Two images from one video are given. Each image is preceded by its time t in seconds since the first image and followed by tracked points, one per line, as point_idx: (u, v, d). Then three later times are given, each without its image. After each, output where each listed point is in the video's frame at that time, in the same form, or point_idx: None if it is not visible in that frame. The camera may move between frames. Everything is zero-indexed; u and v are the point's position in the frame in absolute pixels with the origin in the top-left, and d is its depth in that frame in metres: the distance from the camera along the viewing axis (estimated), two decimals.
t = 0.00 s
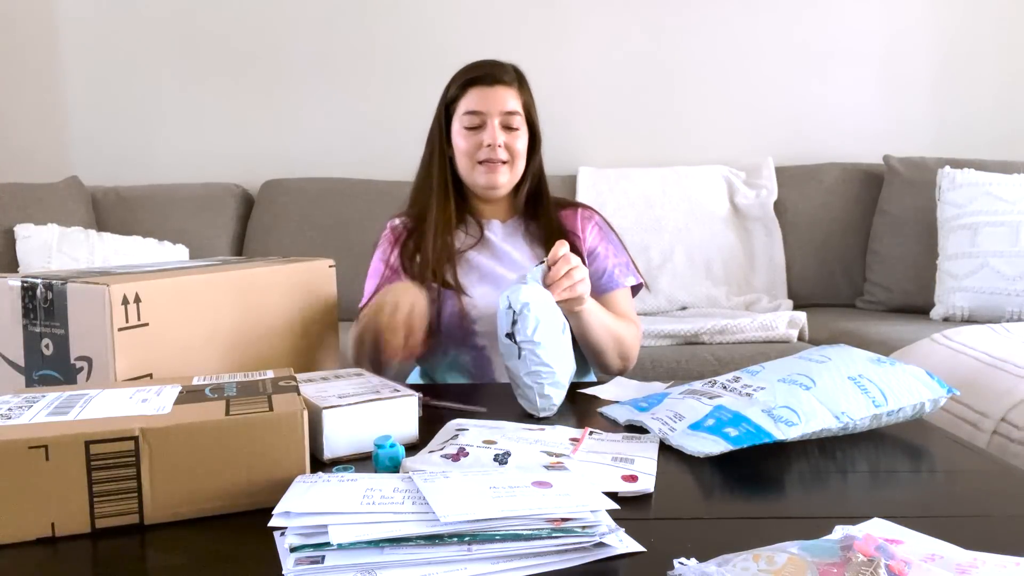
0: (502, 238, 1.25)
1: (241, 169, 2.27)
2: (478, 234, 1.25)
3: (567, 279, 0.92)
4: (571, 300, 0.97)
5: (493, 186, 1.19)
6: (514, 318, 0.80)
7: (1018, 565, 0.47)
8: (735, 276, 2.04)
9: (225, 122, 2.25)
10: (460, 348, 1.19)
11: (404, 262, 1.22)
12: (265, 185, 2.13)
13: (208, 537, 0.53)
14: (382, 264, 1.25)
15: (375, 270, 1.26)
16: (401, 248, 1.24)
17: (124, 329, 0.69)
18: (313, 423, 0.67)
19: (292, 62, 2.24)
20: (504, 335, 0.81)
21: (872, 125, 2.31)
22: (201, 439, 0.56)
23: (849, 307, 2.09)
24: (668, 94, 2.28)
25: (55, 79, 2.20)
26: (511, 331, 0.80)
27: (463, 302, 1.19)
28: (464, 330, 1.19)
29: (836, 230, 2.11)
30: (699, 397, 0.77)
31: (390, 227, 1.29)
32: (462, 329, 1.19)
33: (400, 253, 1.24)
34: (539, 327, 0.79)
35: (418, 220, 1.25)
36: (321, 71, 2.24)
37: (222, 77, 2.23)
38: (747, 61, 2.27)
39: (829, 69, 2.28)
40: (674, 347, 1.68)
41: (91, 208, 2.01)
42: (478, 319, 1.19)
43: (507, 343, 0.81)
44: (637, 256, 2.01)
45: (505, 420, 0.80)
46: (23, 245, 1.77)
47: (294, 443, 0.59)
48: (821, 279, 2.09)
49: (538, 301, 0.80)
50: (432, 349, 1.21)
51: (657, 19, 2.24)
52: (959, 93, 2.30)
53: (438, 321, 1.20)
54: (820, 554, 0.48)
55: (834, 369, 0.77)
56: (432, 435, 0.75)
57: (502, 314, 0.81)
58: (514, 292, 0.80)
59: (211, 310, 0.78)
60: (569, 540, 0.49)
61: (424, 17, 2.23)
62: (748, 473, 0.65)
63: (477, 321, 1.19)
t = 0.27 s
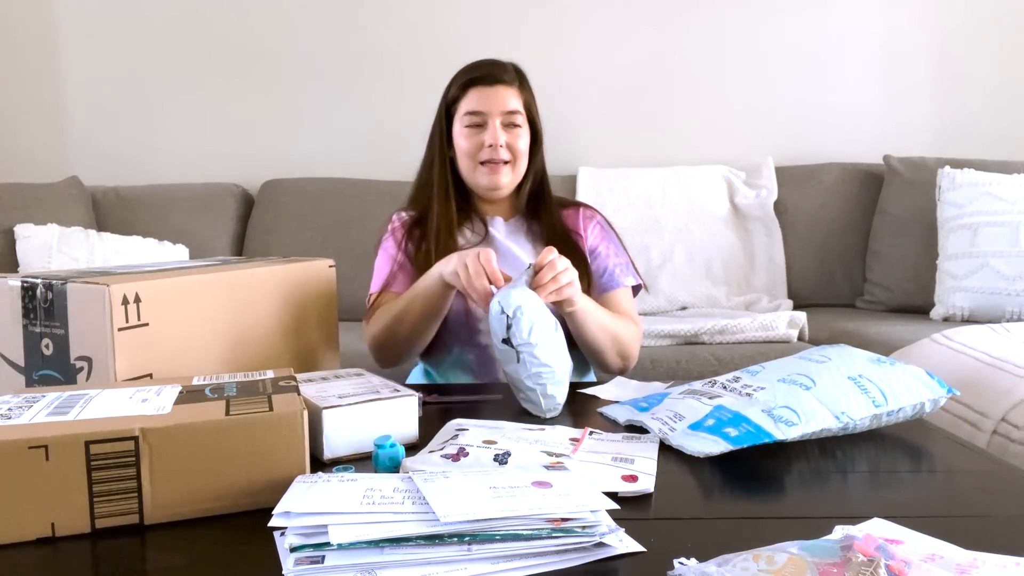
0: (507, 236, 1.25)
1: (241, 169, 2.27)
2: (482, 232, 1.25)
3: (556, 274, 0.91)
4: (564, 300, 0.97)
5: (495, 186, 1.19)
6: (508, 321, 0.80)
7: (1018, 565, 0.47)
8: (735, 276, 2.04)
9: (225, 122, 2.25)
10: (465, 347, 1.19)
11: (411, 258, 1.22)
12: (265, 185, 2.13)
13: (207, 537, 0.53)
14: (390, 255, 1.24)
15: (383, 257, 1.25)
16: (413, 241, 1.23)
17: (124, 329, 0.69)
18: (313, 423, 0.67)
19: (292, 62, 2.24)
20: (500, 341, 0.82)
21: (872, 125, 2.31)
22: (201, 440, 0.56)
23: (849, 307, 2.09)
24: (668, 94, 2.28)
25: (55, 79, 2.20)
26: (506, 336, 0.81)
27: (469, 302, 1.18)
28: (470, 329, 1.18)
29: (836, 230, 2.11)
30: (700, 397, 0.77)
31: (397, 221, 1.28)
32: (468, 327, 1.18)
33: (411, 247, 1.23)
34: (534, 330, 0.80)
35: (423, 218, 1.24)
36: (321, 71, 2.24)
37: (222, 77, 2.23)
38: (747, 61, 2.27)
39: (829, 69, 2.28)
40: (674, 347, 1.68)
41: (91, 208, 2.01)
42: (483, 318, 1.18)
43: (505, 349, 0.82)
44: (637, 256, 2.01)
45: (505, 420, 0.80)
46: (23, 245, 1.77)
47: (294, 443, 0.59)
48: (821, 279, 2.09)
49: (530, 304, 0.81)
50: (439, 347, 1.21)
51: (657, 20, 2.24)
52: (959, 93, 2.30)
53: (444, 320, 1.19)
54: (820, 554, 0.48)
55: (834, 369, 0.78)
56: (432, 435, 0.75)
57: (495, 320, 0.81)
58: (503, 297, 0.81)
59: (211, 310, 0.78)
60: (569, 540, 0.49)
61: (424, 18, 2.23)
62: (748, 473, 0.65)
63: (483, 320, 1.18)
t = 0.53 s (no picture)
0: (508, 235, 1.26)
1: (241, 169, 2.27)
2: (484, 231, 1.26)
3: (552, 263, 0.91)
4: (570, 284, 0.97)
5: (495, 187, 1.20)
6: (519, 322, 0.80)
7: (1018, 565, 0.47)
8: (735, 276, 2.04)
9: (225, 122, 2.25)
10: (465, 345, 1.19)
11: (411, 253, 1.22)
12: (265, 185, 2.13)
13: (207, 537, 0.53)
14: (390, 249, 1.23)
15: (383, 249, 1.25)
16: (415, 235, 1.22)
17: (124, 329, 0.69)
18: (312, 422, 0.67)
19: (291, 62, 2.24)
20: (510, 340, 0.81)
21: (872, 125, 2.31)
22: (201, 440, 0.56)
23: (849, 307, 2.09)
24: (668, 94, 2.28)
25: (55, 79, 2.20)
26: (517, 335, 0.81)
27: (467, 301, 1.18)
28: (469, 327, 1.18)
29: (836, 230, 2.11)
30: (699, 397, 0.77)
31: (399, 217, 1.28)
32: (467, 326, 1.18)
33: (412, 241, 1.22)
34: (544, 332, 0.80)
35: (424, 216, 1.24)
36: (321, 71, 2.24)
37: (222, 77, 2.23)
38: (747, 60, 2.27)
39: (829, 69, 2.28)
40: (674, 347, 1.68)
41: (92, 208, 2.01)
42: (482, 315, 1.18)
43: (514, 349, 0.81)
44: (637, 256, 2.01)
45: (505, 421, 0.80)
46: (23, 245, 1.77)
47: (295, 443, 0.59)
48: (821, 279, 2.09)
49: (541, 304, 0.81)
50: (438, 345, 1.20)
51: (657, 19, 2.24)
52: (959, 93, 2.30)
53: (443, 317, 1.19)
54: (820, 555, 0.48)
55: (834, 369, 0.77)
56: (432, 435, 0.75)
57: (505, 320, 0.81)
58: (515, 297, 0.80)
59: (211, 310, 0.78)
60: (569, 540, 0.49)
61: (424, 18, 2.23)
62: (749, 473, 0.65)
63: (482, 318, 1.18)
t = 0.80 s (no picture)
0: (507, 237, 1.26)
1: (241, 169, 2.27)
2: (484, 232, 1.25)
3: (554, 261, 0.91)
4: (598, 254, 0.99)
5: (496, 186, 1.20)
6: (550, 313, 0.83)
7: (1018, 565, 0.47)
8: (735, 276, 2.04)
9: (225, 122, 2.25)
10: (465, 348, 1.18)
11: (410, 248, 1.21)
12: (265, 185, 2.13)
13: (207, 538, 0.53)
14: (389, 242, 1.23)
15: (381, 241, 1.25)
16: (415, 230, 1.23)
17: (124, 330, 0.69)
18: (312, 422, 0.67)
19: (291, 62, 2.24)
20: (532, 328, 0.83)
21: (872, 125, 2.31)
22: (200, 440, 0.56)
23: (849, 307, 2.09)
24: (668, 94, 2.28)
25: (55, 79, 2.20)
26: (542, 324, 0.83)
27: (467, 303, 1.18)
28: (468, 329, 1.19)
29: (836, 230, 2.11)
30: (699, 397, 0.77)
31: (400, 213, 1.28)
32: (467, 329, 1.19)
33: (411, 236, 1.22)
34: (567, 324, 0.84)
35: (424, 214, 1.24)
36: (321, 71, 2.24)
37: (222, 77, 2.23)
38: (747, 61, 2.27)
39: (829, 69, 2.28)
40: (674, 347, 1.68)
41: (92, 208, 2.01)
42: (481, 317, 1.19)
43: (536, 337, 0.83)
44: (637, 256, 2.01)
45: (505, 420, 0.80)
46: (23, 245, 1.77)
47: (295, 443, 0.59)
48: (821, 279, 2.09)
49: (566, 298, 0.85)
50: (438, 348, 1.20)
51: (657, 20, 2.24)
52: (960, 93, 2.30)
53: (441, 318, 1.19)
54: (821, 554, 0.48)
55: (834, 369, 0.78)
56: (432, 435, 0.75)
57: (534, 308, 0.83)
58: (550, 287, 0.83)
59: (210, 310, 0.78)
60: (569, 540, 0.49)
61: (424, 18, 2.23)
62: (749, 473, 0.65)
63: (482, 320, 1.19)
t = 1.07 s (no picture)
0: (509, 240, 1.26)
1: (241, 169, 2.27)
2: (485, 235, 1.26)
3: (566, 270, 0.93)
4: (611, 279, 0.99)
5: (500, 188, 1.20)
6: (557, 308, 0.84)
7: (1017, 565, 0.47)
8: (735, 276, 2.04)
9: (225, 122, 2.25)
10: (466, 354, 1.19)
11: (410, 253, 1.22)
12: (264, 185, 2.13)
13: (207, 537, 0.53)
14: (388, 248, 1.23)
15: (378, 247, 1.24)
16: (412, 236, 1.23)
17: (124, 330, 0.69)
18: (313, 422, 0.67)
19: (292, 62, 2.24)
20: (539, 323, 0.85)
21: (872, 125, 2.31)
22: (200, 440, 0.56)
23: (849, 307, 2.09)
24: (668, 94, 2.28)
25: (55, 79, 2.20)
26: (549, 319, 0.85)
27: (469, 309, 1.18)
28: (470, 335, 1.19)
29: (836, 230, 2.11)
30: (700, 397, 0.77)
31: (398, 216, 1.28)
32: (467, 336, 1.19)
33: (411, 241, 1.22)
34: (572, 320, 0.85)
35: (427, 214, 1.24)
36: (321, 71, 2.24)
37: (222, 77, 2.23)
38: (747, 61, 2.27)
39: (829, 69, 2.28)
40: (674, 347, 1.68)
41: (92, 208, 2.01)
42: (483, 323, 1.19)
43: (542, 332, 0.85)
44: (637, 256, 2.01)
45: (506, 420, 0.80)
46: (23, 245, 1.77)
47: (295, 443, 0.59)
48: (821, 279, 2.09)
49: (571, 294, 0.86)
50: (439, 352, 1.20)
51: (657, 20, 2.24)
52: (960, 93, 2.30)
53: (443, 325, 1.19)
54: (821, 554, 0.48)
55: (834, 369, 0.78)
56: (432, 435, 0.75)
57: (540, 305, 0.84)
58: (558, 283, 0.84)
59: (211, 310, 0.78)
60: (570, 540, 0.49)
61: (424, 18, 2.23)
62: (749, 473, 0.65)
63: (484, 327, 1.19)
